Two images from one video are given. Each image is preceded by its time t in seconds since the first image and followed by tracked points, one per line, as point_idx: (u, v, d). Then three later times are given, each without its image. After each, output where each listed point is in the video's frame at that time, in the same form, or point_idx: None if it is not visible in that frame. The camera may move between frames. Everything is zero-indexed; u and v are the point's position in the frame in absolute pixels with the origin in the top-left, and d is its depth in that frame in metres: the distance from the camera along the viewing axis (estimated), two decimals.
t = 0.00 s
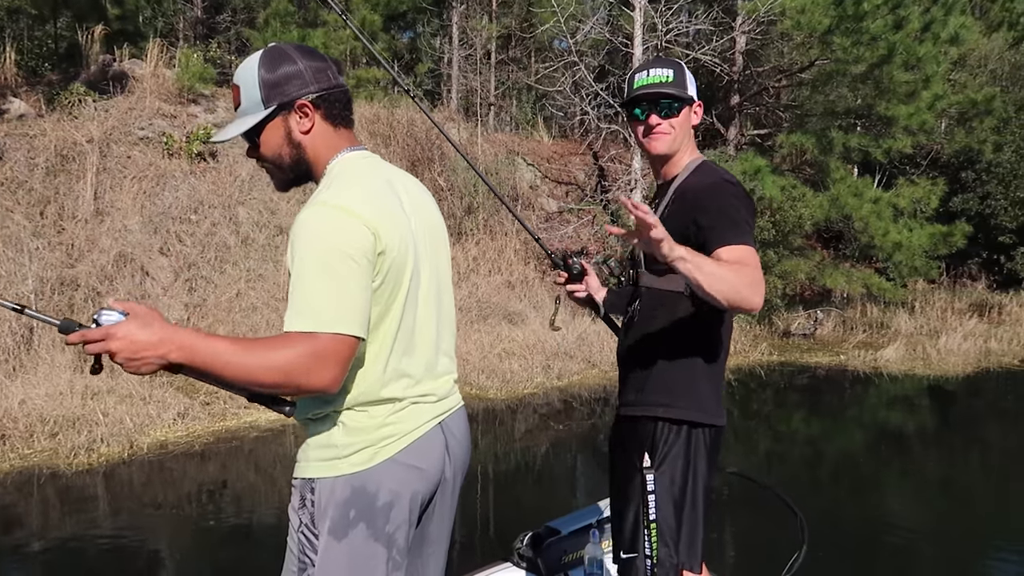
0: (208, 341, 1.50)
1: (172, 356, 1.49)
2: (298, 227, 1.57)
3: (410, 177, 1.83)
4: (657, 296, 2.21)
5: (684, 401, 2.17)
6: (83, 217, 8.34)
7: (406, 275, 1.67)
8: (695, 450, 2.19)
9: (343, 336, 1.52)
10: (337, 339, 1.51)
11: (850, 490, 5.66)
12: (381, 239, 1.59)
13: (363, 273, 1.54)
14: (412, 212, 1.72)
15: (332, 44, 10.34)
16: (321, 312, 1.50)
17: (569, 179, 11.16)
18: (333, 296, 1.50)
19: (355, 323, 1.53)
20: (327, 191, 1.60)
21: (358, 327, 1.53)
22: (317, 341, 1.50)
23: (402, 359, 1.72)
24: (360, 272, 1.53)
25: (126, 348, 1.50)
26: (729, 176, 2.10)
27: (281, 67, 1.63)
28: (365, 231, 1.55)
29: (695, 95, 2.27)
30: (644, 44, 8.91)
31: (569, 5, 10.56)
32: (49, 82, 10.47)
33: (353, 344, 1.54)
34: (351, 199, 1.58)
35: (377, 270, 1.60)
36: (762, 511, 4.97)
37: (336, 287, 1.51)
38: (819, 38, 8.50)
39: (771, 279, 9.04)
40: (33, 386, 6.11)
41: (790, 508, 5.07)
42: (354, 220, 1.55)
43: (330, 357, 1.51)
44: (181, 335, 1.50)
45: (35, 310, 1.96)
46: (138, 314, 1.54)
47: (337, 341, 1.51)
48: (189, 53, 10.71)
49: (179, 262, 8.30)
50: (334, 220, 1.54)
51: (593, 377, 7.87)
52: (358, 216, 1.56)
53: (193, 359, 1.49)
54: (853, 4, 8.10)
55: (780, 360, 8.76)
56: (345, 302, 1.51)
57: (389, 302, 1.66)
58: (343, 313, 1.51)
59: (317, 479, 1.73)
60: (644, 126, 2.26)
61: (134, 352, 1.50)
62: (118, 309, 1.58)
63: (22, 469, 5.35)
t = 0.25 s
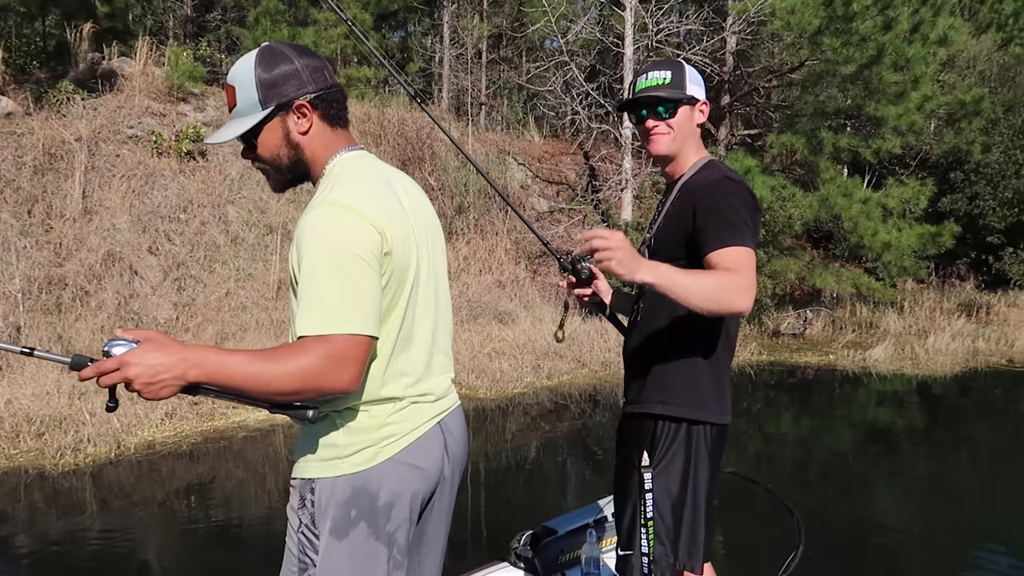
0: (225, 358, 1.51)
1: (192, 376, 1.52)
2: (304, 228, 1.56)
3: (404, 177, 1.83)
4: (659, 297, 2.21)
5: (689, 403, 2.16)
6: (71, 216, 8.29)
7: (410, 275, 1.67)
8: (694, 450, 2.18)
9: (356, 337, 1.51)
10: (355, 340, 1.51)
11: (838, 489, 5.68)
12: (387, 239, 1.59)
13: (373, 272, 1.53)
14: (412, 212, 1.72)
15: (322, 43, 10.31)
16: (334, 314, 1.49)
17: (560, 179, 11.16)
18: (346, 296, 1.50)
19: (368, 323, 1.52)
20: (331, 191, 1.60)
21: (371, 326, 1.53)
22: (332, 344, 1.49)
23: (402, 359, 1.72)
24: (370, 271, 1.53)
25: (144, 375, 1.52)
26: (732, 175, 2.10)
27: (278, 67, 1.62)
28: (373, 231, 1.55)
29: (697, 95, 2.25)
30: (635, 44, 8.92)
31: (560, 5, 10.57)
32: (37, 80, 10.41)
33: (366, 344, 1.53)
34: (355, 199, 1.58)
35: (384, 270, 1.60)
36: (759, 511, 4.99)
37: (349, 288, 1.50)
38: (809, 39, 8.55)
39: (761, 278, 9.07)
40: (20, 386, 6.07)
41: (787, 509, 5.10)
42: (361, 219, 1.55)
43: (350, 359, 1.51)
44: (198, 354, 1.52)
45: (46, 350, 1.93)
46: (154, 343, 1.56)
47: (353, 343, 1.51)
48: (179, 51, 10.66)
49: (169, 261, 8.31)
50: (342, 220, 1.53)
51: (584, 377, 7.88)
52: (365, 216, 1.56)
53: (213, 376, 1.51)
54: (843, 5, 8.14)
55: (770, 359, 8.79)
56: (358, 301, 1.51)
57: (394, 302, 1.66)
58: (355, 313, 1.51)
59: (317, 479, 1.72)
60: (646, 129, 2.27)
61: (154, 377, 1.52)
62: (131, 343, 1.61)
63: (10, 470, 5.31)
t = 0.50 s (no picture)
0: (235, 367, 1.52)
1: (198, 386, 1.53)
2: (310, 229, 1.56)
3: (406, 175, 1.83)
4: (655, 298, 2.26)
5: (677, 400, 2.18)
6: (60, 214, 8.24)
7: (414, 275, 1.68)
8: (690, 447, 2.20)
9: (366, 336, 1.53)
10: (364, 340, 1.52)
11: (828, 487, 5.69)
12: (393, 239, 1.60)
13: (379, 272, 1.54)
14: (415, 211, 1.73)
15: (313, 41, 10.28)
16: (342, 316, 1.50)
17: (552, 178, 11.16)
18: (353, 298, 1.51)
19: (375, 323, 1.53)
20: (336, 191, 1.60)
21: (379, 325, 1.54)
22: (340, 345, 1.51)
23: (407, 358, 1.73)
24: (377, 271, 1.54)
25: (155, 389, 1.52)
26: (714, 179, 2.11)
27: (279, 66, 1.62)
28: (379, 231, 1.56)
29: (671, 97, 2.25)
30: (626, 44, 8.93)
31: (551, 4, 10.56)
32: (26, 77, 10.35)
33: (375, 343, 1.55)
34: (359, 198, 1.58)
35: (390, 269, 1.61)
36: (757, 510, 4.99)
37: (356, 290, 1.51)
38: (800, 38, 8.58)
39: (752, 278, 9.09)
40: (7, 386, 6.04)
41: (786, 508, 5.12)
42: (368, 220, 1.55)
43: (360, 360, 1.53)
44: (207, 365, 1.53)
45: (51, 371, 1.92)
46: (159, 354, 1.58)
47: (362, 343, 1.52)
48: (168, 49, 10.61)
49: (159, 260, 8.29)
50: (348, 221, 1.54)
51: (575, 376, 7.88)
52: (371, 216, 1.56)
53: (225, 386, 1.52)
54: (833, 5, 8.17)
55: (760, 359, 8.82)
56: (366, 302, 1.52)
57: (399, 300, 1.67)
58: (363, 313, 1.52)
59: (321, 478, 1.73)
60: (643, 138, 2.34)
61: (165, 391, 1.53)
62: (137, 358, 1.61)
63: None
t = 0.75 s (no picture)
0: (234, 373, 1.52)
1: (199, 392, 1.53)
2: (308, 229, 1.55)
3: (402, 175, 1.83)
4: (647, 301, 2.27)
5: (649, 396, 2.27)
6: (49, 214, 8.19)
7: (411, 275, 1.68)
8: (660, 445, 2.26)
9: (366, 337, 1.52)
10: (364, 340, 1.52)
11: (818, 486, 5.70)
12: (391, 239, 1.59)
13: (378, 272, 1.54)
14: (413, 211, 1.72)
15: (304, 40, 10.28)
16: (340, 316, 1.50)
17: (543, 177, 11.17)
18: (352, 297, 1.51)
19: (375, 323, 1.53)
20: (333, 190, 1.59)
21: (379, 324, 1.53)
22: (344, 346, 1.51)
23: (405, 359, 1.73)
24: (375, 272, 1.54)
25: (155, 399, 1.52)
26: (684, 181, 2.18)
27: (274, 65, 1.61)
28: (377, 231, 1.56)
29: (652, 100, 2.34)
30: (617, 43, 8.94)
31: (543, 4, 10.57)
32: (14, 76, 10.29)
33: (375, 344, 1.54)
34: (357, 197, 1.58)
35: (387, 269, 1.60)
36: (763, 514, 4.98)
37: (356, 291, 1.51)
38: (790, 37, 8.60)
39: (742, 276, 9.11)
40: None
41: (784, 506, 5.13)
42: (366, 220, 1.55)
43: (360, 360, 1.52)
44: (207, 372, 1.52)
45: (51, 388, 1.97)
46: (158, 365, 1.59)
47: (363, 343, 1.52)
48: (157, 48, 10.57)
49: (149, 259, 8.26)
50: (346, 221, 1.53)
51: (566, 375, 7.88)
52: (368, 215, 1.56)
53: (225, 392, 1.52)
54: (823, 4, 8.21)
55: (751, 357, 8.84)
56: (365, 302, 1.52)
57: (396, 301, 1.67)
58: (362, 314, 1.51)
59: (321, 479, 1.72)
60: (641, 142, 2.43)
61: (165, 400, 1.53)
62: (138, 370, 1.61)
63: None
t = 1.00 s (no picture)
0: (222, 378, 1.50)
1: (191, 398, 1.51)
2: (296, 228, 1.53)
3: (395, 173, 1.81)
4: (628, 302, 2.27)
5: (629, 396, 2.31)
6: (37, 215, 8.14)
7: (402, 274, 1.66)
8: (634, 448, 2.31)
9: (356, 337, 1.51)
10: (353, 341, 1.51)
11: (810, 484, 5.71)
12: (381, 238, 1.58)
13: (368, 272, 1.53)
14: (404, 209, 1.71)
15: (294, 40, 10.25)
16: (328, 316, 1.49)
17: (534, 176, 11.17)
18: (339, 298, 1.49)
19: (364, 324, 1.51)
20: (323, 188, 1.58)
21: (369, 323, 1.52)
22: (333, 347, 1.49)
23: (395, 359, 1.72)
24: (364, 272, 1.52)
25: (143, 405, 1.50)
26: (649, 190, 2.17)
27: (268, 60, 1.60)
28: (366, 231, 1.54)
29: (641, 96, 2.34)
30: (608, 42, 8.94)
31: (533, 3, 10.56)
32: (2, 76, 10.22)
33: (365, 344, 1.53)
34: (347, 196, 1.56)
35: (377, 269, 1.59)
36: (767, 513, 4.98)
37: (344, 290, 1.49)
38: (781, 36, 8.61)
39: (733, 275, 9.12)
40: None
41: (783, 503, 5.14)
42: (357, 219, 1.53)
43: (349, 361, 1.51)
44: (196, 379, 1.51)
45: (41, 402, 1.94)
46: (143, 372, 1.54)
47: (353, 343, 1.51)
48: (146, 48, 10.52)
49: (138, 260, 8.21)
50: (334, 220, 1.51)
51: (557, 374, 7.87)
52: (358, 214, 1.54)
53: (213, 398, 1.50)
54: (813, 4, 8.22)
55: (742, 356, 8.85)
56: (353, 302, 1.50)
57: (387, 300, 1.65)
58: (351, 314, 1.50)
59: (310, 480, 1.71)
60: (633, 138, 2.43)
61: (154, 407, 1.51)
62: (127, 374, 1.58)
63: None
